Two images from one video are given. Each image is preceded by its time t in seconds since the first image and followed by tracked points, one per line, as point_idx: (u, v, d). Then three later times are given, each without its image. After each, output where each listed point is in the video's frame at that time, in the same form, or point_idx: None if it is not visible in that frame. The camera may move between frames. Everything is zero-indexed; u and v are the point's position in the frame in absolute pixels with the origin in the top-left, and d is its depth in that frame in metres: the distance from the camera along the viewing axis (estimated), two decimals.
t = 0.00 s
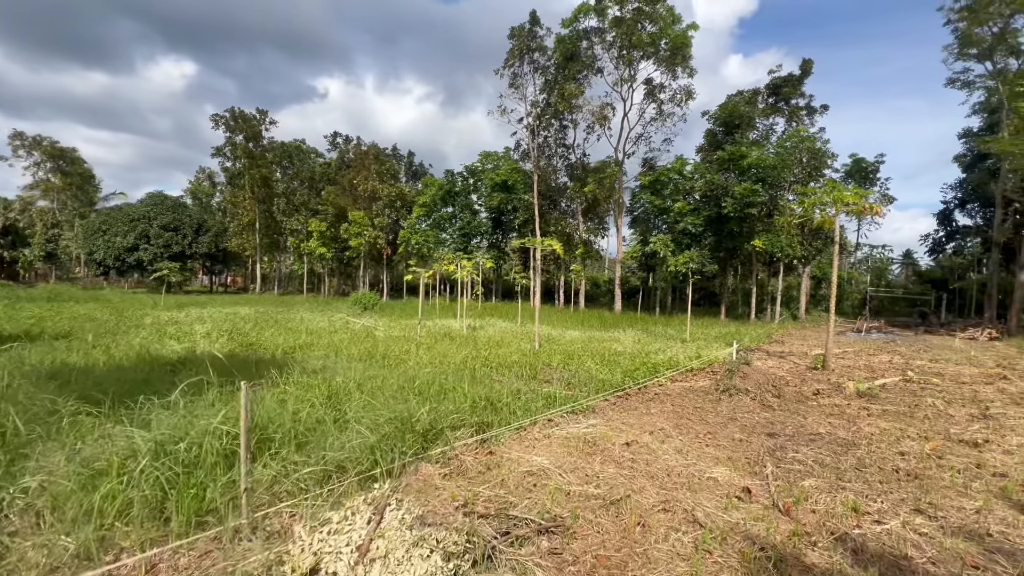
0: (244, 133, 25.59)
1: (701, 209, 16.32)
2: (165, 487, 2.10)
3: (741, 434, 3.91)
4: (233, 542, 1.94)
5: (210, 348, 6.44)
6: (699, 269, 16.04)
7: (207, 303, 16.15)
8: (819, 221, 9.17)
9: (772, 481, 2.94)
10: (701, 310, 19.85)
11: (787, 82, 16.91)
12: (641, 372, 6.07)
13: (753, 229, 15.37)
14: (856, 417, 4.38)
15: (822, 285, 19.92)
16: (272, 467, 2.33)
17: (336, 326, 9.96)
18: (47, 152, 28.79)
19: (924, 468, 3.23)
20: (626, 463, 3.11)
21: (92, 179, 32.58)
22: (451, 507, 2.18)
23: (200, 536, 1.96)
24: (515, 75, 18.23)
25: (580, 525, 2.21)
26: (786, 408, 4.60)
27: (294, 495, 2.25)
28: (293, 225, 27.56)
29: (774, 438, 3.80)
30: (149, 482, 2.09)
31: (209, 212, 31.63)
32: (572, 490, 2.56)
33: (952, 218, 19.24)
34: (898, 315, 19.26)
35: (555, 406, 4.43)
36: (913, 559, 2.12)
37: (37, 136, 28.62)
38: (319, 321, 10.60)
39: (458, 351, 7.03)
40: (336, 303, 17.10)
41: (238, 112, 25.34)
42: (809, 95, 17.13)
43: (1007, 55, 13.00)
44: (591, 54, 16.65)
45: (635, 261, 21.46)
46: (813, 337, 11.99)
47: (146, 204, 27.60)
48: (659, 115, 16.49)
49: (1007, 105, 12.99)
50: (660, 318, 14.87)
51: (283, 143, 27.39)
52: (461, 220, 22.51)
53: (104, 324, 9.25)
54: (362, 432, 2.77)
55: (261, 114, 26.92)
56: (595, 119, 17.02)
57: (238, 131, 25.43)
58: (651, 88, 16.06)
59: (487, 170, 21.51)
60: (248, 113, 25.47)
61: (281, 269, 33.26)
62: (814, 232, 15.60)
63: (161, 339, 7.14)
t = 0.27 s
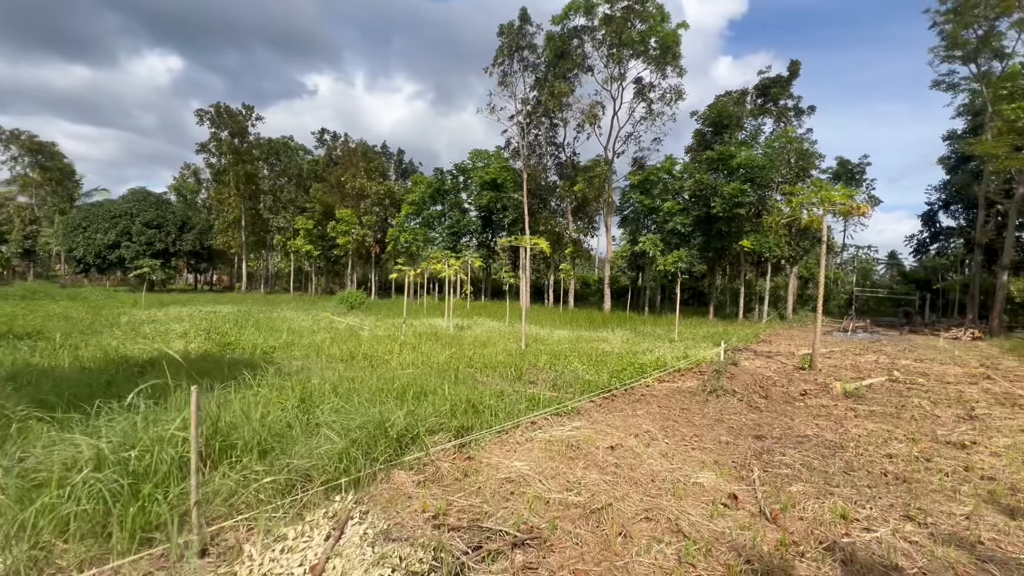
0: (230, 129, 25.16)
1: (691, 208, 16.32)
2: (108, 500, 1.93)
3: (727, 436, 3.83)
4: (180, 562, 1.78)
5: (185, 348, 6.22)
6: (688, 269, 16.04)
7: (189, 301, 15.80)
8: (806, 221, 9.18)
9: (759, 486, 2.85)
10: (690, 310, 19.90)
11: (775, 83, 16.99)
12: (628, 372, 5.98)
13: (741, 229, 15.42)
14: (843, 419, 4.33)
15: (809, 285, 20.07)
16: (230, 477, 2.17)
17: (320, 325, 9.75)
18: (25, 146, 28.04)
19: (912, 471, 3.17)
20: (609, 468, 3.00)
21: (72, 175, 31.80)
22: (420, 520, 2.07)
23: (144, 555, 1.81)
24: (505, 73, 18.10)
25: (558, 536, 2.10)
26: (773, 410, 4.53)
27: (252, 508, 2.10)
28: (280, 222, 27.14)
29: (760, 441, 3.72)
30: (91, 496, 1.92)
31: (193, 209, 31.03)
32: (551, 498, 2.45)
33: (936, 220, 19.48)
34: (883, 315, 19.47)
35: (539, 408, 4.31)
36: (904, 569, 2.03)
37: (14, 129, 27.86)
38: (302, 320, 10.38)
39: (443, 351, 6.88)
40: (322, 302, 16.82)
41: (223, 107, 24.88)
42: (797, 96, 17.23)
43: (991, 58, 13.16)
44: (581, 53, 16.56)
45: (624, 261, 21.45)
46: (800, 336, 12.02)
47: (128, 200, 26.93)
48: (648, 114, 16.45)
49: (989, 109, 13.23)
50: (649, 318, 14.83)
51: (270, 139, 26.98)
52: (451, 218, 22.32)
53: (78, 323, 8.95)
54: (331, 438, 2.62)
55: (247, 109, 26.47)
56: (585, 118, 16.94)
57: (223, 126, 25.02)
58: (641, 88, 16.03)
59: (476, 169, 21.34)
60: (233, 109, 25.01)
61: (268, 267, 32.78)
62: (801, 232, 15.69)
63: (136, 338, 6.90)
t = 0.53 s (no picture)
0: (220, 124, 24.84)
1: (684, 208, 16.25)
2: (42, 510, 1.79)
3: (715, 438, 3.72)
4: None
5: (162, 346, 6.04)
6: (681, 268, 15.97)
7: (175, 298, 15.54)
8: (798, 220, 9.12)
9: (746, 491, 2.74)
10: (683, 310, 19.85)
11: (770, 83, 16.96)
12: (616, 372, 5.86)
13: (734, 229, 15.39)
14: (833, 420, 4.24)
15: (802, 286, 20.08)
16: (181, 483, 2.03)
17: (306, 323, 9.57)
18: (10, 140, 27.51)
19: (902, 476, 3.07)
20: (590, 472, 2.89)
21: (60, 169, 31.30)
22: (382, 530, 1.98)
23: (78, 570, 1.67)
24: (498, 70, 17.93)
25: (531, 547, 1.97)
26: (763, 411, 4.44)
27: (203, 518, 1.96)
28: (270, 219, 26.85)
29: (749, 443, 3.61)
30: (24, 506, 1.78)
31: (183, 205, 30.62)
32: (526, 505, 2.33)
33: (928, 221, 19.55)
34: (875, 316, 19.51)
35: (522, 409, 4.19)
36: None
37: None
38: (288, 318, 10.17)
39: (429, 350, 6.74)
40: (311, 300, 16.60)
41: (213, 102, 24.55)
42: (790, 96, 17.21)
43: (983, 59, 13.18)
44: (574, 50, 16.43)
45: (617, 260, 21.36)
46: (792, 337, 11.97)
47: (116, 196, 26.50)
48: (642, 113, 16.37)
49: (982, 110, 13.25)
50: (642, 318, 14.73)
51: (262, 135, 26.67)
52: (443, 216, 22.12)
53: (57, 319, 8.71)
54: (296, 441, 2.48)
55: (237, 105, 26.14)
56: (578, 116, 16.83)
57: (213, 122, 24.76)
58: (634, 86, 15.95)
59: (469, 166, 21.16)
60: (223, 104, 24.67)
61: (259, 265, 32.40)
62: (794, 233, 15.68)
63: (112, 335, 6.70)
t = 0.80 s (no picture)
0: (216, 120, 24.66)
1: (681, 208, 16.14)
2: None
3: (703, 444, 3.61)
4: None
5: (142, 344, 5.91)
6: (677, 269, 15.86)
7: (166, 295, 15.39)
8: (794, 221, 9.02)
9: (731, 502, 2.62)
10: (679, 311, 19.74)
11: (768, 84, 16.87)
12: (606, 374, 5.75)
13: (731, 230, 15.30)
14: (825, 427, 4.12)
15: (798, 288, 19.99)
16: (125, 492, 1.91)
17: (295, 321, 9.44)
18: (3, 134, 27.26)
19: (895, 486, 2.96)
20: (569, 480, 2.77)
21: (54, 164, 31.05)
22: (337, 547, 1.89)
23: None
24: (495, 68, 17.81)
25: (496, 564, 1.86)
26: (753, 416, 4.32)
27: (145, 530, 1.83)
28: (266, 216, 26.68)
29: (737, 450, 3.50)
30: None
31: (178, 201, 30.42)
32: (496, 517, 2.22)
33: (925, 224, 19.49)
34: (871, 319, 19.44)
35: (506, 413, 4.07)
36: None
37: None
38: (277, 316, 10.02)
39: (417, 350, 6.62)
40: (304, 297, 16.46)
41: (209, 98, 24.36)
42: (789, 97, 17.12)
43: (983, 62, 13.10)
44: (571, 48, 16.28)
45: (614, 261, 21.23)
46: (788, 339, 11.86)
47: (110, 191, 26.30)
48: (639, 112, 16.27)
49: (981, 113, 13.16)
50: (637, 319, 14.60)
51: (258, 132, 26.50)
52: (439, 215, 21.98)
53: (41, 315, 8.54)
54: (257, 447, 2.36)
55: (233, 100, 25.94)
56: (575, 115, 16.71)
57: (209, 118, 24.51)
58: (632, 86, 15.85)
59: (465, 165, 21.03)
60: (219, 99, 24.49)
61: (254, 263, 32.18)
62: (790, 234, 15.60)
63: (93, 332, 6.56)
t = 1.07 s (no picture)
0: (215, 116, 24.55)
1: (681, 209, 16.00)
2: None
3: (697, 452, 3.48)
4: None
5: (127, 342, 5.79)
6: (676, 270, 15.72)
7: (161, 291, 15.30)
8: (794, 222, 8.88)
9: (722, 516, 2.50)
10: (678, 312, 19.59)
11: (770, 84, 16.72)
12: (600, 377, 5.63)
13: (730, 231, 15.16)
14: (823, 434, 3.99)
15: (799, 290, 19.85)
16: (69, 504, 1.78)
17: (287, 319, 9.31)
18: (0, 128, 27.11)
19: (894, 498, 2.84)
20: (554, 491, 2.64)
21: (52, 159, 30.90)
22: (295, 566, 1.78)
23: None
24: (495, 65, 17.66)
25: None
26: (749, 422, 4.20)
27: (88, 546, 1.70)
28: (264, 213, 26.55)
29: (732, 458, 3.37)
30: None
31: (176, 198, 30.31)
32: (471, 531, 2.10)
33: (927, 227, 19.34)
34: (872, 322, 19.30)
35: (494, 417, 3.94)
36: None
37: None
38: (270, 314, 9.88)
39: (408, 350, 6.49)
40: (299, 295, 16.35)
41: (208, 94, 24.21)
42: (791, 97, 16.97)
43: (987, 63, 12.95)
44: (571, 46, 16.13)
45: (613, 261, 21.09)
46: (787, 342, 11.73)
47: (107, 187, 26.15)
48: (639, 111, 16.12)
49: (984, 114, 13.01)
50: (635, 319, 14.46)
51: (258, 129, 26.38)
52: (438, 213, 21.84)
53: (28, 311, 8.41)
54: (220, 453, 2.23)
55: (232, 96, 25.80)
56: (575, 114, 16.56)
57: (208, 114, 24.36)
58: (633, 84, 15.71)
59: (464, 163, 20.89)
60: (218, 95, 24.34)
61: (252, 260, 32.03)
62: (791, 236, 15.48)
63: (79, 329, 6.44)
